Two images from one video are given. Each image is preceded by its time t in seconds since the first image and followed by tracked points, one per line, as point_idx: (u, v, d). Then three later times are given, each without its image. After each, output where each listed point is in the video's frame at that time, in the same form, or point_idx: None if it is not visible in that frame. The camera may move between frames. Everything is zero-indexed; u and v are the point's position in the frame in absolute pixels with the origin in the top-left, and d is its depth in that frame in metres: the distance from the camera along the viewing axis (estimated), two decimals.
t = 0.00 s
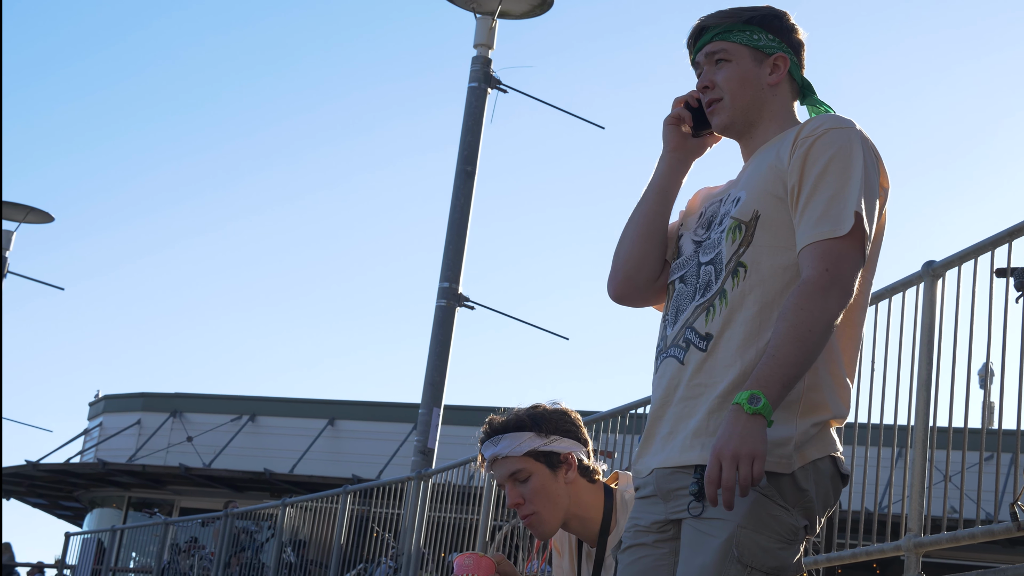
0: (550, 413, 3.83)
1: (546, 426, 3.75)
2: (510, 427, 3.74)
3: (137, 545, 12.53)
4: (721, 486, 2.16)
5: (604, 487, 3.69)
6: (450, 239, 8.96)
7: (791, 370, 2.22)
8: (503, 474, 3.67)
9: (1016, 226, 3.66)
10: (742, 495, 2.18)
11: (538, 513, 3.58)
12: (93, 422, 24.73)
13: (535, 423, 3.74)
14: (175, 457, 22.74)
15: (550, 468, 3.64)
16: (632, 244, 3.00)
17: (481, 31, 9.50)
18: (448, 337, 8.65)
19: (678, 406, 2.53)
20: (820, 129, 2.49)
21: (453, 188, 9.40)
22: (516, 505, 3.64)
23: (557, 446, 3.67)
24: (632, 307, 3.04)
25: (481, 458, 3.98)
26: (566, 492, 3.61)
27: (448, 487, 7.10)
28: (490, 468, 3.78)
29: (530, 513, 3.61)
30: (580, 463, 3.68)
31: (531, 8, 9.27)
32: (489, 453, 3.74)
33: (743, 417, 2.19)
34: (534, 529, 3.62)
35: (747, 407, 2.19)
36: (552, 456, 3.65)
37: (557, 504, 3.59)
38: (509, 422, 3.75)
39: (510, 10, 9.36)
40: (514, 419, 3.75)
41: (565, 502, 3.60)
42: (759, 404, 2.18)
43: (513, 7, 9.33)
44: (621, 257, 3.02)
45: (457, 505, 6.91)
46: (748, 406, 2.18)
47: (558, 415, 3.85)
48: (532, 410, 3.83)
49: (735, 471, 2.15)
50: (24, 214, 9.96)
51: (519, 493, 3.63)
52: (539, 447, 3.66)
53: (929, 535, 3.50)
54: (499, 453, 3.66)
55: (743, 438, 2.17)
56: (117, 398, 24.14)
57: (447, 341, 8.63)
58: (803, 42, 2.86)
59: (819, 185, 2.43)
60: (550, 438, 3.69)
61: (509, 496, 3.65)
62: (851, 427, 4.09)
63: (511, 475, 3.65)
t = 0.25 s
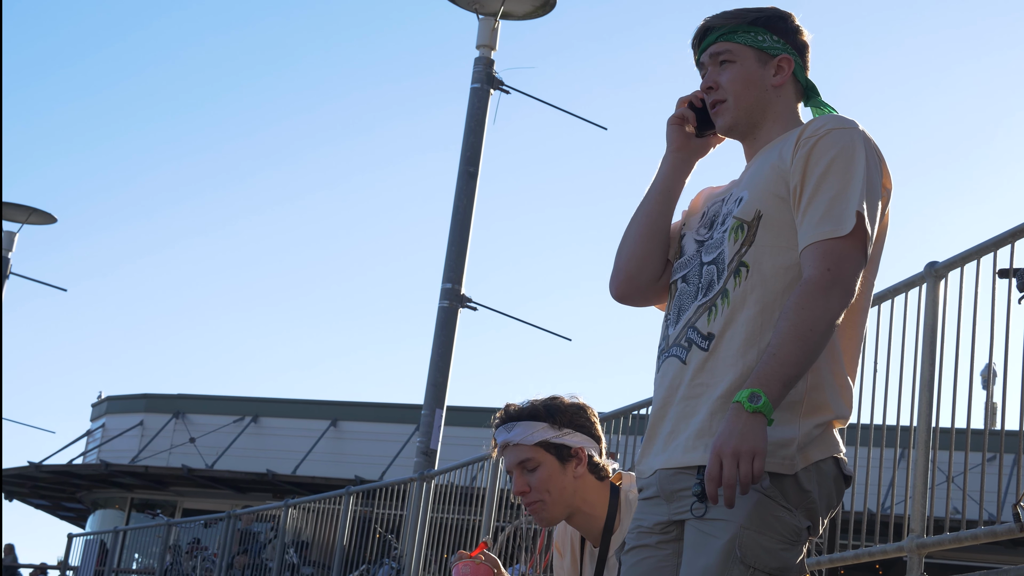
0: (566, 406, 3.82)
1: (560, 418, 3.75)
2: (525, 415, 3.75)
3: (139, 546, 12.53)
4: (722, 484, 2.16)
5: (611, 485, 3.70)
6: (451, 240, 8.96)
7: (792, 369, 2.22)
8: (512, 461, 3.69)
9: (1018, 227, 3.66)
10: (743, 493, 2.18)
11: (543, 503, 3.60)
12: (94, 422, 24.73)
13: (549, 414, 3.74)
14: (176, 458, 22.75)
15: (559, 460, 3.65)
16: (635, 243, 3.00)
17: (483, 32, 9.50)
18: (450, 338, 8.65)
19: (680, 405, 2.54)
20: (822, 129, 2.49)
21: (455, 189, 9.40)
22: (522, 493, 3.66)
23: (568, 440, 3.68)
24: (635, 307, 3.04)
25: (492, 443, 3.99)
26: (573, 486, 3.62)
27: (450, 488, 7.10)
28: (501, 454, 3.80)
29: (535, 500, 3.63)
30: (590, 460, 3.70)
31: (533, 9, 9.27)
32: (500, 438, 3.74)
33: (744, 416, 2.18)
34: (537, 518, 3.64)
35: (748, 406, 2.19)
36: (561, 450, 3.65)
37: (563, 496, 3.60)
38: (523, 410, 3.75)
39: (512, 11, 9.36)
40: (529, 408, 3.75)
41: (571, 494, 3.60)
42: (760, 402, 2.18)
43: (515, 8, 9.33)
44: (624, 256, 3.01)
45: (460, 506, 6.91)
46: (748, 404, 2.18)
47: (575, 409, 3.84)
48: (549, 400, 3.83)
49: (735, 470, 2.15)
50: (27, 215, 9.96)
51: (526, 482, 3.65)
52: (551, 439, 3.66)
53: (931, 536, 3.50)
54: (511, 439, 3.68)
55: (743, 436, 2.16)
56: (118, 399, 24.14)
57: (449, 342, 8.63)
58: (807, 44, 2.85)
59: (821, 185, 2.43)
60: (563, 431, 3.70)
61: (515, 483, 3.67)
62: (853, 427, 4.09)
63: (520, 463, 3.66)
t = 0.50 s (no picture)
0: (582, 396, 3.85)
1: (573, 409, 3.78)
2: (539, 403, 3.78)
3: (139, 546, 12.53)
4: (719, 483, 2.16)
5: (619, 481, 3.70)
6: (451, 240, 8.96)
7: (791, 369, 2.22)
8: (522, 447, 3.72)
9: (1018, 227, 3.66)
10: (742, 493, 2.18)
11: (548, 493, 3.61)
12: (93, 422, 24.72)
13: (563, 404, 3.77)
14: (176, 458, 22.75)
15: (569, 451, 3.67)
16: (634, 241, 3.00)
17: (483, 32, 9.50)
18: (450, 338, 8.65)
19: (679, 404, 2.54)
20: (822, 129, 2.49)
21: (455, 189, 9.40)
22: (529, 480, 3.69)
23: (580, 432, 3.72)
24: (632, 304, 3.03)
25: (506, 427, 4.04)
26: (580, 479, 3.62)
27: (450, 489, 7.10)
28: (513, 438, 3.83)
29: (540, 488, 3.65)
30: (600, 453, 3.72)
31: (533, 9, 9.27)
32: (513, 422, 3.78)
33: (742, 415, 2.18)
34: (541, 507, 3.66)
35: (746, 405, 2.19)
36: (572, 441, 3.69)
37: (568, 488, 3.60)
38: (539, 397, 3.79)
39: (512, 12, 9.36)
40: (544, 395, 3.79)
41: (577, 486, 3.60)
42: (758, 402, 2.18)
43: (515, 9, 9.32)
44: (623, 253, 3.02)
45: (461, 506, 6.92)
46: (747, 403, 2.18)
47: (590, 399, 3.87)
48: (565, 389, 3.85)
49: (733, 469, 2.15)
50: (27, 216, 9.96)
51: (534, 470, 3.68)
52: (562, 430, 3.70)
53: (931, 536, 3.51)
54: (523, 425, 3.71)
55: (741, 435, 2.17)
56: (117, 399, 24.13)
57: (449, 342, 8.63)
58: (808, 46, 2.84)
59: (821, 185, 2.43)
60: (575, 422, 3.73)
61: (524, 470, 3.70)
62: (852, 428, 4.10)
63: (530, 450, 3.69)
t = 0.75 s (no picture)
0: (590, 395, 3.87)
1: (578, 405, 3.80)
2: (545, 397, 3.83)
3: (138, 545, 12.52)
4: (718, 485, 2.16)
5: (619, 481, 3.69)
6: (451, 240, 8.96)
7: (791, 370, 2.22)
8: (524, 438, 3.74)
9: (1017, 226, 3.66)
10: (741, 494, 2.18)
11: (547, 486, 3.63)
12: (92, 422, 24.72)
13: (569, 400, 3.80)
14: (176, 457, 22.75)
15: (569, 447, 3.68)
16: (632, 236, 3.00)
17: (483, 32, 9.50)
18: (449, 337, 8.65)
19: (678, 402, 2.54)
20: (825, 131, 2.49)
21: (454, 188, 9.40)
22: (527, 471, 3.71)
23: (581, 429, 3.72)
24: (630, 299, 3.03)
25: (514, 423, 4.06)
26: (579, 475, 3.63)
27: (450, 488, 7.10)
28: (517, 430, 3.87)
29: (537, 482, 3.67)
30: (599, 452, 3.72)
31: (533, 8, 9.27)
32: (520, 413, 3.82)
33: (741, 417, 2.19)
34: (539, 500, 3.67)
35: (745, 406, 2.19)
36: (573, 438, 3.70)
37: (567, 484, 3.61)
38: (547, 391, 3.83)
39: (512, 11, 9.36)
40: (551, 390, 3.83)
41: (575, 482, 3.61)
42: (758, 404, 2.18)
43: (515, 8, 9.32)
44: (621, 248, 3.02)
45: (460, 505, 6.92)
46: (746, 405, 2.18)
47: (597, 399, 3.89)
48: (576, 387, 3.87)
49: (732, 472, 2.15)
50: (26, 215, 9.95)
51: (533, 461, 3.69)
52: (565, 425, 3.70)
53: (930, 534, 3.51)
54: (528, 416, 3.74)
55: (740, 437, 2.17)
56: (116, 398, 24.12)
57: (448, 341, 8.64)
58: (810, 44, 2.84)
59: (822, 187, 2.43)
60: (578, 419, 3.74)
61: (524, 460, 3.72)
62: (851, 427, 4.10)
63: (531, 442, 3.71)
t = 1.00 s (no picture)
0: (581, 394, 3.89)
1: (568, 404, 3.81)
2: (535, 398, 3.85)
3: (137, 542, 12.53)
4: (719, 488, 2.15)
5: (614, 479, 3.67)
6: (451, 237, 8.96)
7: (787, 370, 2.22)
8: (515, 438, 3.75)
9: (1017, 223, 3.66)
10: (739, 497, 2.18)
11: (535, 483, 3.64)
12: (91, 419, 24.72)
13: (558, 399, 3.81)
14: (175, 455, 22.75)
15: (558, 445, 3.69)
16: (629, 231, 3.01)
17: (483, 29, 9.50)
18: (448, 334, 8.65)
19: (670, 397, 2.53)
20: (824, 133, 2.49)
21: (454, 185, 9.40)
22: (518, 470, 3.72)
23: (571, 426, 3.72)
24: (627, 293, 3.03)
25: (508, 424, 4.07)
26: (569, 472, 3.64)
27: (449, 485, 7.10)
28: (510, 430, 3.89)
29: (527, 480, 3.68)
30: (589, 449, 3.71)
31: (533, 5, 9.28)
32: (511, 414, 3.85)
33: (741, 418, 2.18)
34: (529, 497, 3.69)
35: (745, 408, 2.19)
36: (562, 435, 3.70)
37: (556, 481, 3.62)
38: (538, 392, 3.86)
39: (511, 8, 9.36)
40: (541, 390, 3.85)
41: (564, 479, 3.62)
42: (758, 406, 2.18)
43: (515, 5, 9.32)
44: (619, 242, 3.03)
45: (459, 502, 6.92)
46: (746, 407, 2.18)
47: (590, 399, 3.90)
48: (568, 388, 3.89)
49: (733, 475, 2.14)
50: (25, 211, 9.95)
51: (523, 460, 3.71)
52: (554, 423, 3.72)
53: (928, 532, 3.51)
54: (518, 416, 3.76)
55: (742, 440, 2.17)
56: (115, 396, 24.13)
57: (447, 339, 8.64)
58: (811, 46, 2.84)
59: (820, 188, 2.43)
60: (567, 417, 3.74)
61: (514, 459, 3.73)
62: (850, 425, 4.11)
63: (521, 441, 3.72)
